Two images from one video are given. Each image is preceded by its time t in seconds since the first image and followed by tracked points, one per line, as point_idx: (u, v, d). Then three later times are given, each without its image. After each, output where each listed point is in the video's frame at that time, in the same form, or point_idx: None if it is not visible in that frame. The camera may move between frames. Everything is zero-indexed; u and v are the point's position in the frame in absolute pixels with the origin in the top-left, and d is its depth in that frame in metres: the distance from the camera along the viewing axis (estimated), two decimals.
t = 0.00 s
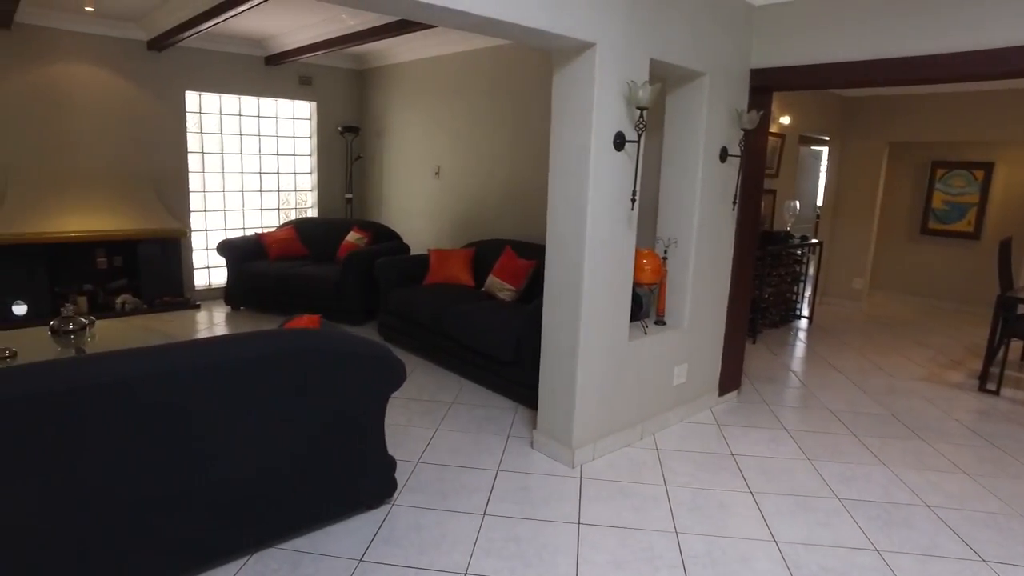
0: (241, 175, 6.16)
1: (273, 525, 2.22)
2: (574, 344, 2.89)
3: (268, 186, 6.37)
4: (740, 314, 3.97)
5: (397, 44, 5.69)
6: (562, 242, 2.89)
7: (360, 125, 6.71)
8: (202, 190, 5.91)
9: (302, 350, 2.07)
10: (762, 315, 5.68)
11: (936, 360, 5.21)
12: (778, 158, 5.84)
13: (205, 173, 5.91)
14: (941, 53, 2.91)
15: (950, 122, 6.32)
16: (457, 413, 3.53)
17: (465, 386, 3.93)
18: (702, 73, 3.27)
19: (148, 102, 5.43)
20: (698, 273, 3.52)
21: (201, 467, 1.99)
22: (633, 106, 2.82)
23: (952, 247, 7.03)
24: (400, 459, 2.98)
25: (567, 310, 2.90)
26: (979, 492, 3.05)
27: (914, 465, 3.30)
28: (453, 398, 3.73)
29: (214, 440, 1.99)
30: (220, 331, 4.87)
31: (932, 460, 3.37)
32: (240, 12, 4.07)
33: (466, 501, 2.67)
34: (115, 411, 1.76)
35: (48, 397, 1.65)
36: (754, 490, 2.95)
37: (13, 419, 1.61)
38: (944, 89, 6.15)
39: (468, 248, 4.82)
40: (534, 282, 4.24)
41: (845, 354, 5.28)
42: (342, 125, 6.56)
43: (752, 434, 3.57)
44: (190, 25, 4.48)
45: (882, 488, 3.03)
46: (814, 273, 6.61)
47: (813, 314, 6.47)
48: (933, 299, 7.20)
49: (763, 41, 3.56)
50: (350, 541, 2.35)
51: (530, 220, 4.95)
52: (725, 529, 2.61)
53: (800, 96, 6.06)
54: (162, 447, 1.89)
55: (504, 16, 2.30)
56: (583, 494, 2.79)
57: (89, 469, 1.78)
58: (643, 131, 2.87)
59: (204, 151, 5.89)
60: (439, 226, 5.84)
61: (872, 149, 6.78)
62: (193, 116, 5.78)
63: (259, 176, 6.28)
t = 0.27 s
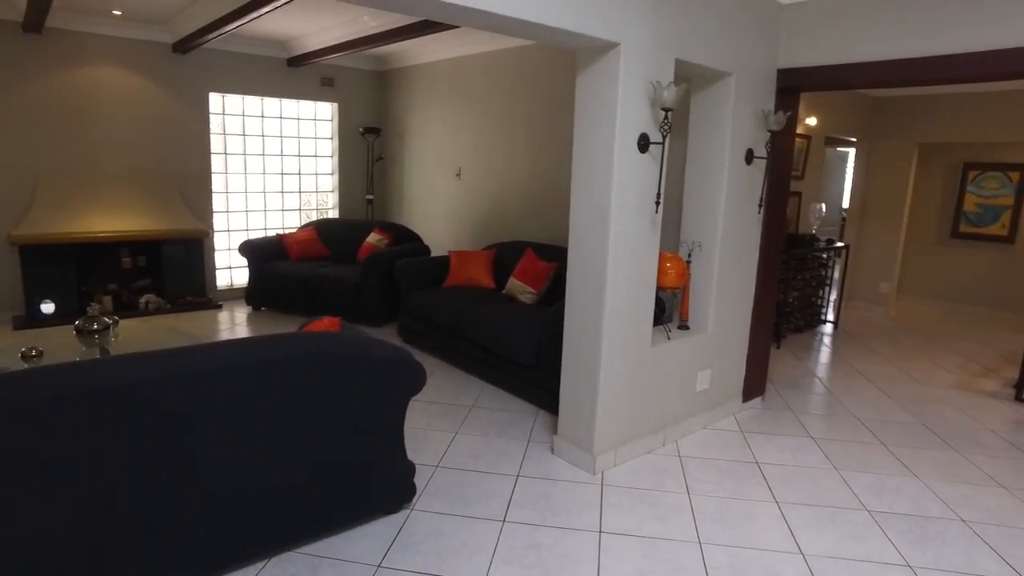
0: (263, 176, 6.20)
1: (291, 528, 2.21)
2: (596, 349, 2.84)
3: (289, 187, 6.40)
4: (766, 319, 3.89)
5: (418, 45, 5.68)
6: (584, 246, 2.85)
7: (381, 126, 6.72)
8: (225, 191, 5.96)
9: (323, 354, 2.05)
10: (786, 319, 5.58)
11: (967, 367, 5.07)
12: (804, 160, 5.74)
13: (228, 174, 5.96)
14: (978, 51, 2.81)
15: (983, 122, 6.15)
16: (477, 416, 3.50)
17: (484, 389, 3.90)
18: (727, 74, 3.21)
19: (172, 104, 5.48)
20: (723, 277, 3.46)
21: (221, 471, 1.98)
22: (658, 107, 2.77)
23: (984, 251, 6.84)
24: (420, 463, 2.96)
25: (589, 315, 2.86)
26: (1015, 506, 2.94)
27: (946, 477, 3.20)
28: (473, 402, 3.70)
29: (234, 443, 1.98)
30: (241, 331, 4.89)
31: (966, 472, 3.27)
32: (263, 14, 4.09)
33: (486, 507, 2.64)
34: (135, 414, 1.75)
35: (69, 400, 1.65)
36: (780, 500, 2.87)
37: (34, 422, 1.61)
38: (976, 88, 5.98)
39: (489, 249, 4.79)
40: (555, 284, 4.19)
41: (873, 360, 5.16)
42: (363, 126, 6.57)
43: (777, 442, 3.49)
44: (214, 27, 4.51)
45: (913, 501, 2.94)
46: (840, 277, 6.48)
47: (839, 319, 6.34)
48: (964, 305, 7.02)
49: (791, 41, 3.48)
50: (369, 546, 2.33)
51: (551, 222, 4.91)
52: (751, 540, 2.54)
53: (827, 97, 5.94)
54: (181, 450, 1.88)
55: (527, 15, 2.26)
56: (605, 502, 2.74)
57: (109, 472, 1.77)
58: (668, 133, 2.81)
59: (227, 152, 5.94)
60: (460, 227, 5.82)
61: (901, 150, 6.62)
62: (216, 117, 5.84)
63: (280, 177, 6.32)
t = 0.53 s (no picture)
0: (286, 176, 6.25)
1: (312, 531, 2.20)
2: (621, 353, 2.79)
3: (312, 187, 6.43)
4: (793, 323, 3.80)
5: (441, 45, 5.67)
6: (609, 248, 2.80)
7: (403, 127, 6.73)
8: (249, 191, 6.01)
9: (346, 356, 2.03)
10: (812, 323, 5.47)
11: (1002, 374, 4.92)
12: (832, 161, 5.62)
13: (252, 175, 6.01)
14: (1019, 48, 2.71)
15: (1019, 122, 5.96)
16: (498, 419, 3.47)
17: (506, 392, 3.87)
18: (756, 73, 3.14)
19: (199, 106, 5.54)
20: (750, 280, 3.39)
21: (244, 473, 1.97)
22: (686, 108, 2.71)
23: (1019, 255, 6.65)
24: (441, 466, 2.94)
25: (614, 318, 2.81)
26: None
27: (982, 488, 3.09)
28: (495, 404, 3.67)
29: (257, 445, 1.97)
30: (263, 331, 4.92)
31: (1003, 484, 3.16)
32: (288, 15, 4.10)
33: (508, 512, 2.60)
34: (160, 416, 1.75)
35: (95, 401, 1.65)
36: (809, 509, 2.80)
37: (62, 423, 1.62)
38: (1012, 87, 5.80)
39: (511, 251, 4.76)
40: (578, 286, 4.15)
41: (902, 366, 5.03)
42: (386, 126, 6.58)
43: (805, 449, 3.41)
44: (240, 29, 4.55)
45: (948, 513, 2.84)
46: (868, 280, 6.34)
47: (866, 323, 6.20)
48: (997, 309, 6.83)
49: (821, 39, 3.39)
50: (390, 550, 2.31)
51: (574, 223, 4.86)
52: (779, 550, 2.47)
53: (856, 96, 5.81)
54: (204, 451, 1.87)
55: (553, 14, 2.22)
56: (629, 508, 2.69)
57: (134, 473, 1.77)
58: (696, 133, 2.76)
59: (251, 152, 5.99)
60: (482, 228, 5.80)
61: (932, 151, 6.46)
62: (241, 118, 5.89)
63: (303, 177, 6.35)
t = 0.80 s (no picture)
0: (312, 177, 6.29)
1: (336, 534, 2.18)
2: (649, 357, 2.74)
3: (338, 188, 6.47)
4: (826, 328, 3.71)
5: (466, 46, 5.65)
6: (638, 250, 2.75)
7: (429, 128, 6.74)
8: (276, 192, 6.07)
9: (372, 359, 2.01)
10: (843, 328, 5.34)
11: None
12: (865, 163, 5.49)
13: (279, 175, 6.07)
14: None
15: None
16: (523, 422, 3.43)
17: (530, 394, 3.83)
18: (791, 72, 3.06)
19: (227, 107, 5.59)
20: (782, 284, 3.31)
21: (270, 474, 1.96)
22: (718, 108, 2.65)
23: None
24: (466, 470, 2.91)
25: (642, 322, 2.76)
26: None
27: None
28: (520, 407, 3.64)
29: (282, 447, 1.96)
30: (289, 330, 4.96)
31: None
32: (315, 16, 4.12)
33: (533, 517, 2.56)
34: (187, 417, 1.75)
35: (124, 402, 1.65)
36: (843, 521, 2.71)
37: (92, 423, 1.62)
38: None
39: (536, 252, 4.73)
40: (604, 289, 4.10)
41: (938, 373, 4.89)
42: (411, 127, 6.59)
43: (837, 458, 3.32)
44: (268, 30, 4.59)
45: (989, 528, 2.73)
46: (902, 284, 6.18)
47: (899, 328, 6.05)
48: None
49: (858, 37, 3.30)
50: (414, 554, 2.29)
51: (600, 225, 4.82)
52: (812, 563, 2.40)
53: (891, 96, 5.66)
54: (229, 453, 1.87)
55: (583, 13, 2.18)
56: (656, 515, 2.64)
57: (162, 473, 1.77)
58: (728, 134, 2.69)
59: (278, 153, 6.04)
60: (506, 230, 5.78)
61: (970, 152, 6.27)
62: (268, 119, 5.94)
63: (329, 178, 6.39)
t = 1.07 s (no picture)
0: (338, 177, 6.33)
1: (358, 537, 2.17)
2: (676, 362, 2.69)
3: (363, 189, 6.50)
4: (858, 334, 3.62)
5: (492, 46, 5.64)
6: (666, 253, 2.70)
7: (454, 129, 6.74)
8: (302, 193, 6.12)
9: (396, 362, 1.99)
10: (875, 333, 5.21)
11: None
12: (898, 165, 5.36)
13: (305, 176, 6.12)
14: None
15: None
16: (547, 426, 3.40)
17: (554, 398, 3.80)
18: (825, 72, 2.99)
19: (255, 108, 5.65)
20: (814, 289, 3.23)
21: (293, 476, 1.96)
22: (749, 109, 2.59)
23: None
24: (490, 473, 2.89)
25: (669, 326, 2.71)
26: None
27: None
28: (544, 410, 3.61)
29: (306, 449, 1.95)
30: (313, 330, 4.99)
31: None
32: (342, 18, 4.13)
33: (557, 523, 2.53)
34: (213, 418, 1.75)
35: (152, 403, 1.65)
36: (877, 533, 2.63)
37: (120, 423, 1.63)
38: None
39: (561, 254, 4.69)
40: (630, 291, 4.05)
41: (975, 381, 4.74)
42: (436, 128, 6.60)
43: (870, 467, 3.23)
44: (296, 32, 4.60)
45: None
46: (936, 289, 6.02)
47: (933, 334, 5.89)
48: None
49: (894, 35, 3.20)
50: (437, 558, 2.27)
51: (626, 227, 4.77)
52: None
53: (927, 97, 5.52)
54: (254, 455, 1.87)
55: (612, 12, 2.15)
56: (683, 523, 2.58)
57: (188, 473, 1.78)
58: (760, 135, 2.63)
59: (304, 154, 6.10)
60: (531, 231, 5.76)
61: (1008, 153, 6.08)
62: (295, 120, 6.00)
63: (355, 179, 6.43)
